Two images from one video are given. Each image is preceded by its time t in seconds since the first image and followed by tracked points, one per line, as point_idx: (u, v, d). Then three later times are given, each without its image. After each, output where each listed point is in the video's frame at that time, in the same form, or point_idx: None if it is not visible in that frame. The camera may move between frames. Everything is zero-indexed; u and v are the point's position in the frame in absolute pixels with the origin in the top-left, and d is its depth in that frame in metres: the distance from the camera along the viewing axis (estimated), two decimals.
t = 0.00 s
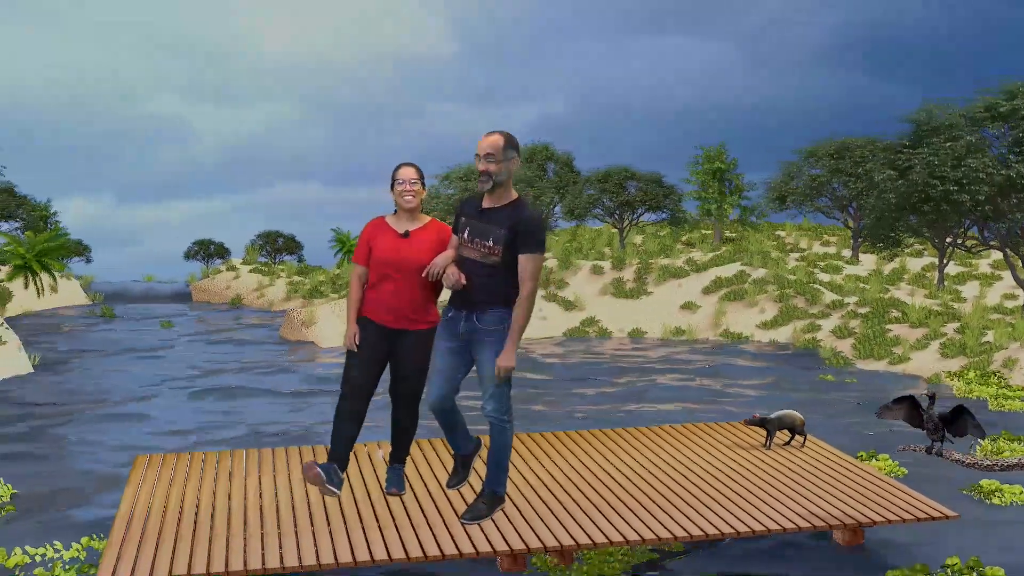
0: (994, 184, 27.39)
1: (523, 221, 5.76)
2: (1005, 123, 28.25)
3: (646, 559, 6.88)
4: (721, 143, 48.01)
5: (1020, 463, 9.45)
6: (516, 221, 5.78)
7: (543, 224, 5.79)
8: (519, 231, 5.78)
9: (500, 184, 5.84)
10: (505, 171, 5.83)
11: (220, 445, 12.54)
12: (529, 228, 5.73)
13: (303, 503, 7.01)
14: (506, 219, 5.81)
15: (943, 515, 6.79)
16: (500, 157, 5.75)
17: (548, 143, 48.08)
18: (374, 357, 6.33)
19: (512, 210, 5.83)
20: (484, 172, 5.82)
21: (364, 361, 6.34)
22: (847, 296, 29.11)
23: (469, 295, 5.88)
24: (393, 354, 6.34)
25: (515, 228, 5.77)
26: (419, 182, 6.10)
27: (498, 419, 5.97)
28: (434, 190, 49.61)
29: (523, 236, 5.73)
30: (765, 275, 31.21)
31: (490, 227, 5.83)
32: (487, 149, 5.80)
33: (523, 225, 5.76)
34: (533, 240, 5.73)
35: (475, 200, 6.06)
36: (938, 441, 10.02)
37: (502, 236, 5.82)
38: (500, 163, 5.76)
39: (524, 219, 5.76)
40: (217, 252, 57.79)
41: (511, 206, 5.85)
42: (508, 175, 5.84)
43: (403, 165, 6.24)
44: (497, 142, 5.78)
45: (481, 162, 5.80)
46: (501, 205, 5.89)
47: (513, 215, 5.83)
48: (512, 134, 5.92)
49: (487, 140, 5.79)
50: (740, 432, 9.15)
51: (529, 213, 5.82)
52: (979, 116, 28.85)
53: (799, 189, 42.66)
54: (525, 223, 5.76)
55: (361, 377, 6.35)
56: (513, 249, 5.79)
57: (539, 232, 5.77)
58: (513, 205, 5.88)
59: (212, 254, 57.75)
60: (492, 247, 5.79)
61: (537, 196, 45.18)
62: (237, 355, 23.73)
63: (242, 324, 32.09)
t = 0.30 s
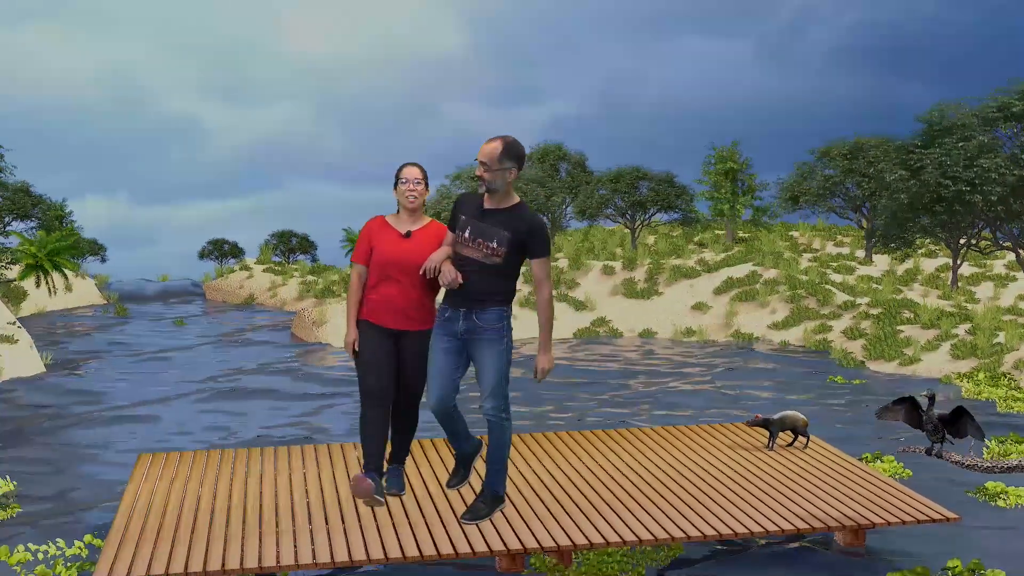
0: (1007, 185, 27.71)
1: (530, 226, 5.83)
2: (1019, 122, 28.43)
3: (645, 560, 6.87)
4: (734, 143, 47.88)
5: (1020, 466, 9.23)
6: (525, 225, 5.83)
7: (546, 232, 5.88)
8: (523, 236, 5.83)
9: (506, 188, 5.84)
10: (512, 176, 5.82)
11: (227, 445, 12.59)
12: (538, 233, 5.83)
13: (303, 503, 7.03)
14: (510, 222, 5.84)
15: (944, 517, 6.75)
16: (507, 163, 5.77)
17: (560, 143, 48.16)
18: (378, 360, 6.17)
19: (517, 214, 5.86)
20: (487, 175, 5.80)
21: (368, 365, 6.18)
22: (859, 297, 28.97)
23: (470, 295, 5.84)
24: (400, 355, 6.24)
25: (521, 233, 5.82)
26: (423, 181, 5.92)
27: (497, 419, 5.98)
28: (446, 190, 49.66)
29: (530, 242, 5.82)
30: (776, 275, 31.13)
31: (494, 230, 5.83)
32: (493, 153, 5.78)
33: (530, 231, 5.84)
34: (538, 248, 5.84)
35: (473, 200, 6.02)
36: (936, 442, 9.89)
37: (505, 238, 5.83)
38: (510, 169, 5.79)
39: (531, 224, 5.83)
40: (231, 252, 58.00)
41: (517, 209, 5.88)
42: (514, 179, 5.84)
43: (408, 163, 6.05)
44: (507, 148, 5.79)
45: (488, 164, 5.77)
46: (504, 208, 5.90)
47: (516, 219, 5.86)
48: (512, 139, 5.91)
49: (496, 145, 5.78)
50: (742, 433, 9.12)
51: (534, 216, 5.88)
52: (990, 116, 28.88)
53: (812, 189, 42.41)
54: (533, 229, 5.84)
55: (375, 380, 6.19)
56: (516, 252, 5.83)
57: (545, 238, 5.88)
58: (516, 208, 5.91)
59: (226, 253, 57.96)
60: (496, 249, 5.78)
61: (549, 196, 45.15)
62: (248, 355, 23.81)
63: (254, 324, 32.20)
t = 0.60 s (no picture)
0: (1018, 185, 27.76)
1: (523, 224, 5.85)
2: None
3: (645, 561, 6.85)
4: (746, 143, 47.70)
5: (1019, 465, 9.24)
6: (518, 224, 5.85)
7: (539, 230, 5.90)
8: (517, 236, 5.85)
9: (497, 186, 5.83)
10: (503, 175, 5.83)
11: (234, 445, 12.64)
12: (530, 232, 5.85)
13: (301, 503, 7.03)
14: (504, 221, 5.85)
15: (944, 519, 6.72)
16: (501, 162, 5.78)
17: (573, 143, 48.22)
18: (382, 364, 6.10)
19: (510, 213, 5.87)
20: (480, 174, 5.81)
21: (373, 369, 6.10)
22: (871, 297, 28.83)
23: (465, 293, 5.86)
24: (400, 358, 6.17)
25: (515, 232, 5.84)
26: (421, 183, 5.89)
27: (496, 415, 5.98)
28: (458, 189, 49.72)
29: (524, 240, 5.84)
30: (788, 275, 31.03)
31: (489, 229, 5.86)
32: (486, 152, 5.77)
33: (524, 230, 5.85)
34: (531, 247, 5.87)
35: (466, 200, 6.06)
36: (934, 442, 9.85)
37: (500, 237, 5.86)
38: (505, 167, 5.79)
39: (524, 223, 5.85)
40: (244, 251, 58.21)
41: (510, 208, 5.89)
42: (505, 176, 5.83)
43: (405, 164, 5.96)
44: (501, 147, 5.76)
45: (482, 164, 5.76)
46: (499, 208, 5.92)
47: (510, 218, 5.88)
48: (507, 137, 5.89)
49: (488, 144, 5.76)
50: (744, 434, 9.09)
51: (527, 215, 5.89)
52: (1003, 116, 28.81)
53: (825, 189, 42.22)
54: (526, 228, 5.85)
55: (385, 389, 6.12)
56: (511, 251, 5.85)
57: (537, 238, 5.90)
58: (509, 206, 5.93)
59: (239, 253, 58.17)
60: (491, 247, 5.81)
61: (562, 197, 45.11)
62: (258, 355, 23.88)
63: (266, 324, 32.30)
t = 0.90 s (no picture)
0: None
1: (517, 220, 5.85)
2: None
3: (645, 563, 6.84)
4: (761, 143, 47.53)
5: (1018, 466, 9.18)
6: (512, 220, 5.84)
7: (531, 223, 5.90)
8: (513, 232, 5.84)
9: (491, 186, 5.79)
10: (493, 172, 5.77)
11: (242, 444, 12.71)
12: (525, 227, 5.86)
13: (300, 502, 7.05)
14: (500, 220, 5.85)
15: (946, 522, 6.68)
16: (488, 160, 5.71)
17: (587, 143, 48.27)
18: (384, 363, 5.99)
19: (504, 211, 5.86)
20: (470, 175, 5.77)
21: (375, 368, 5.99)
22: (885, 298, 28.64)
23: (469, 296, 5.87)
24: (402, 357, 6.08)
25: (511, 229, 5.84)
26: (419, 184, 5.83)
27: (496, 414, 6.00)
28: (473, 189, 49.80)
29: (520, 235, 5.82)
30: (801, 276, 30.89)
31: (487, 231, 5.84)
32: (474, 152, 5.74)
33: (520, 226, 5.84)
34: (528, 240, 5.86)
35: (457, 201, 6.01)
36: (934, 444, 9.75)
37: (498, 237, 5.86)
38: (493, 164, 5.71)
39: (518, 218, 5.85)
40: (260, 251, 58.44)
41: (502, 206, 5.88)
42: (496, 175, 5.78)
43: (403, 166, 5.93)
44: (487, 146, 5.72)
45: (473, 164, 5.71)
46: (492, 207, 5.90)
47: (504, 217, 5.86)
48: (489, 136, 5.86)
49: (477, 143, 5.72)
50: (747, 435, 9.06)
51: (521, 210, 5.89)
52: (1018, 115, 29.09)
53: (839, 190, 42.01)
54: (520, 223, 5.85)
55: (385, 386, 6.01)
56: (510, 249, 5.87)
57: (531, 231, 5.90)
58: (501, 204, 5.93)
59: (255, 252, 58.41)
60: (492, 248, 5.83)
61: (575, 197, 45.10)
62: (271, 354, 24.00)
63: (279, 324, 32.44)
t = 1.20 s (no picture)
0: None
1: (514, 215, 5.84)
2: None
3: (642, 564, 6.83)
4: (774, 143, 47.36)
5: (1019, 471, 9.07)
6: (508, 217, 5.83)
7: (530, 216, 5.89)
8: (510, 226, 5.83)
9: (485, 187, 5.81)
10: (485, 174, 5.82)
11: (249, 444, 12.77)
12: (522, 220, 5.84)
13: (299, 500, 7.07)
14: (498, 217, 5.84)
15: (945, 524, 6.66)
16: (479, 163, 5.77)
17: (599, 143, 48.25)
18: (389, 363, 5.95)
19: (500, 208, 5.85)
20: (463, 180, 5.82)
21: (379, 367, 5.94)
22: (897, 299, 28.45)
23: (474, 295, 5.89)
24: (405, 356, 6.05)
25: (511, 226, 5.82)
26: (418, 184, 5.86)
27: (501, 408, 5.95)
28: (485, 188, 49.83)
29: (519, 230, 5.80)
30: (812, 276, 30.76)
31: (485, 230, 5.83)
32: (464, 157, 5.79)
33: (519, 222, 5.83)
34: (528, 234, 5.85)
35: (452, 205, 6.00)
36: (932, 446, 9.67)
37: (498, 235, 5.85)
38: (485, 167, 5.77)
39: (515, 213, 5.84)
40: (273, 250, 58.59)
41: (497, 204, 5.87)
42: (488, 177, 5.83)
43: (401, 166, 5.95)
44: (475, 150, 5.78)
45: (465, 169, 5.76)
46: (488, 207, 5.89)
47: (501, 214, 5.85)
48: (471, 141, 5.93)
49: (465, 148, 5.77)
50: (749, 436, 9.04)
51: (517, 205, 5.88)
52: None
53: (852, 190, 41.81)
54: (517, 218, 5.83)
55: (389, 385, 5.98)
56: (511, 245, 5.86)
57: (529, 224, 5.88)
58: (497, 203, 5.91)
59: (268, 252, 58.57)
60: (493, 247, 5.82)
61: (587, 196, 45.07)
62: (281, 355, 24.09)
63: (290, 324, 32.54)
